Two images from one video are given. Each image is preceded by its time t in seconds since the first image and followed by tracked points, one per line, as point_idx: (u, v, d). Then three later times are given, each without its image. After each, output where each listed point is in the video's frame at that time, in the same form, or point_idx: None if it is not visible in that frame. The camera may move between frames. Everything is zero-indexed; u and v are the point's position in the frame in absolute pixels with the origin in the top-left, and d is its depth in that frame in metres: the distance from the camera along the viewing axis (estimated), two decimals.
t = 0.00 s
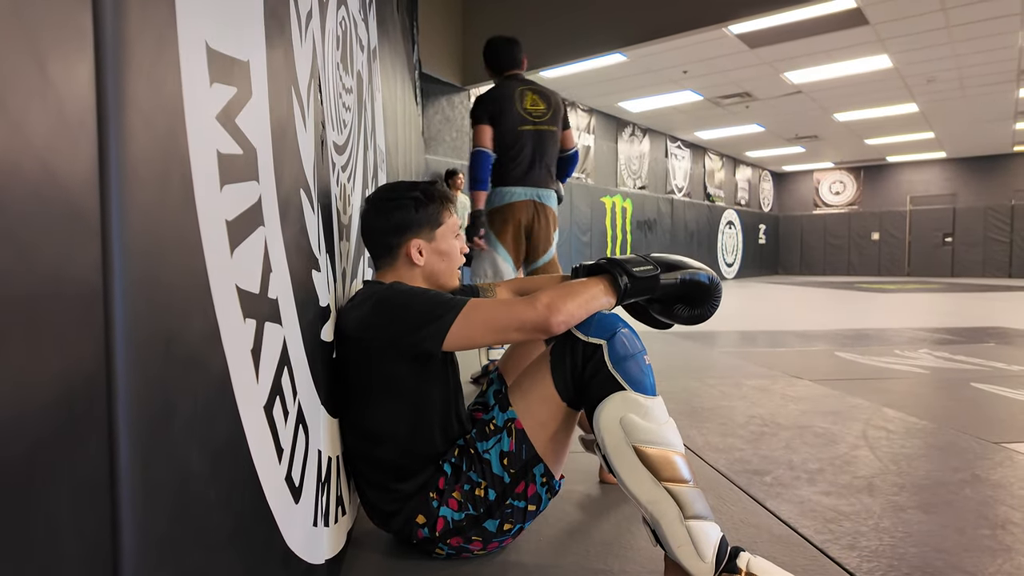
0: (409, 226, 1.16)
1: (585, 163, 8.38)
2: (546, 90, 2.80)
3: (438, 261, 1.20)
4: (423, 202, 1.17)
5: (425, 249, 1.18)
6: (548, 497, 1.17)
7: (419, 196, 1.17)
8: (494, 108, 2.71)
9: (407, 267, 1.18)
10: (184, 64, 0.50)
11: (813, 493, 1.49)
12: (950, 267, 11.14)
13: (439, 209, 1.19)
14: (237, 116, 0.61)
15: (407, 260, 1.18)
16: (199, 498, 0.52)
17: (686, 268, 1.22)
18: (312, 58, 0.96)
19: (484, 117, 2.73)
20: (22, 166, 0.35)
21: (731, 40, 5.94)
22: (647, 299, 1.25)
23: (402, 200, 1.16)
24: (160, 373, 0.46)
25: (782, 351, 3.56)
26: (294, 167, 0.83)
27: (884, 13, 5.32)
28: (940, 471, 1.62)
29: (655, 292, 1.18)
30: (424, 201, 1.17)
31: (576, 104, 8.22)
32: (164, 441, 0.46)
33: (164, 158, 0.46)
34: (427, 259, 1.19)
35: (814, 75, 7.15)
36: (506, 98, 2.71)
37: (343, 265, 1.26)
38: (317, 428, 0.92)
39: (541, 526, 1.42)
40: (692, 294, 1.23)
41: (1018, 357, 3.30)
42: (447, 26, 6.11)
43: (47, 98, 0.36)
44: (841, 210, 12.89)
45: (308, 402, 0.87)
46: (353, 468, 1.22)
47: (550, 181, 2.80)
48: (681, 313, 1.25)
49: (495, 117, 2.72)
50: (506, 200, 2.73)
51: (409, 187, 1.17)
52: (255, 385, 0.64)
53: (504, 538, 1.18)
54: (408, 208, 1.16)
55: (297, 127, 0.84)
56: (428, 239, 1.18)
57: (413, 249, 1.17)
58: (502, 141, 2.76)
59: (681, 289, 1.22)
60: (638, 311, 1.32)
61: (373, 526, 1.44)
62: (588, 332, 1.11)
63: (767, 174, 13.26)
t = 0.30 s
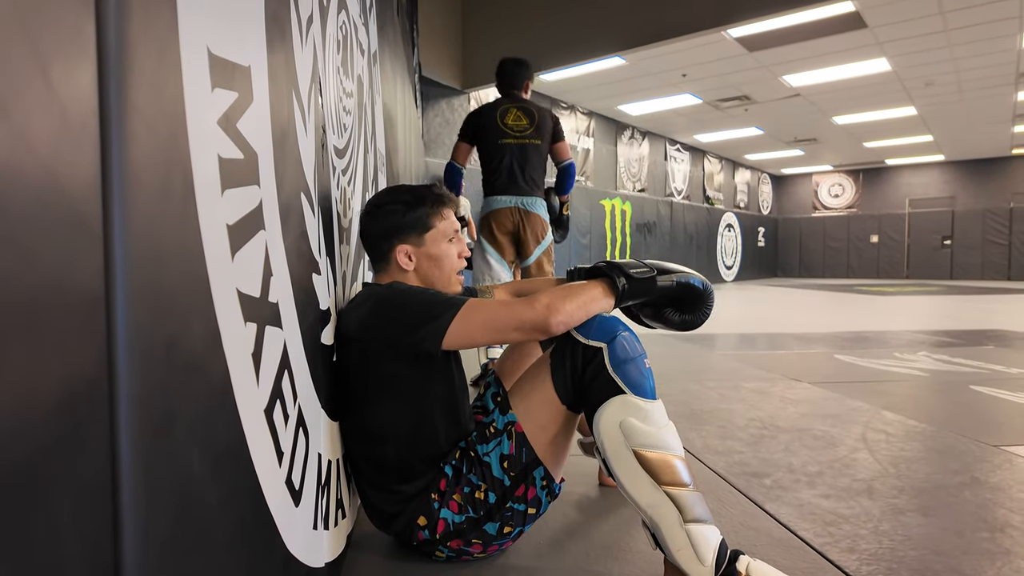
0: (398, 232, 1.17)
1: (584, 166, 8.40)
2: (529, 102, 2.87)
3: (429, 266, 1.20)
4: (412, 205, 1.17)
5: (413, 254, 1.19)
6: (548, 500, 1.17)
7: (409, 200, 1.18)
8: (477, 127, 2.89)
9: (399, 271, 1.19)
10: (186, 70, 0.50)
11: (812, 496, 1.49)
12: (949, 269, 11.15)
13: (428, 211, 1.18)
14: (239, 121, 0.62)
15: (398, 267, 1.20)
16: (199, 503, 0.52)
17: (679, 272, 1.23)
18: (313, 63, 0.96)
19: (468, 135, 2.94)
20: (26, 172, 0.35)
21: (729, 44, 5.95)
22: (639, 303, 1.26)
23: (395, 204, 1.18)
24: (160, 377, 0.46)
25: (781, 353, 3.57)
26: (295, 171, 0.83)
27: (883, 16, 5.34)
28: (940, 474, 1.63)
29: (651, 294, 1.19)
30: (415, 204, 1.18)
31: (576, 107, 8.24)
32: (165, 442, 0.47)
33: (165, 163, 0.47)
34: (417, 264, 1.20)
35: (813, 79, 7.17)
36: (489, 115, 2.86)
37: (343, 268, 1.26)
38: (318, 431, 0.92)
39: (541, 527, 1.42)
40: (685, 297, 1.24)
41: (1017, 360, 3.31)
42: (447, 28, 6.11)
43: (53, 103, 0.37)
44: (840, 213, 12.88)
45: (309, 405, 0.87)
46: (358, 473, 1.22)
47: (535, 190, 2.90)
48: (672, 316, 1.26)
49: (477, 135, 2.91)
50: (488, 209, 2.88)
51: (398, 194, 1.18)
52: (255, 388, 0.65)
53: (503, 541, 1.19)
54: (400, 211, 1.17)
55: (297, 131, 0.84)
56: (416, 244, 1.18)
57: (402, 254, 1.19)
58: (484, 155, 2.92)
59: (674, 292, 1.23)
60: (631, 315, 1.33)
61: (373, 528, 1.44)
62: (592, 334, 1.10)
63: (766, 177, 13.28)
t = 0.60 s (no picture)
0: (422, 232, 1.18)
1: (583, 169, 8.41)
2: (546, 120, 2.90)
3: (447, 264, 1.23)
4: (432, 207, 1.19)
5: (439, 254, 1.20)
6: (547, 503, 1.17)
7: (428, 202, 1.19)
8: (496, 145, 3.00)
9: (423, 270, 1.19)
10: (191, 74, 0.51)
11: (812, 498, 1.49)
12: (947, 273, 11.18)
13: (444, 215, 1.21)
14: (243, 123, 0.62)
15: (421, 264, 1.19)
16: (202, 504, 0.52)
17: (660, 259, 1.22)
18: (315, 66, 0.96)
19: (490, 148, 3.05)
20: (32, 177, 0.35)
21: (728, 48, 5.98)
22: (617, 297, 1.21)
23: (412, 205, 1.17)
24: (164, 378, 0.46)
25: (780, 356, 3.57)
26: (297, 173, 0.83)
27: (880, 21, 5.36)
28: (940, 476, 1.63)
29: (638, 290, 1.17)
30: (433, 206, 1.20)
31: (575, 110, 8.23)
32: (168, 444, 0.47)
33: (171, 163, 0.47)
34: (438, 264, 1.21)
35: (812, 83, 7.19)
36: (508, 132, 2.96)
37: (343, 271, 1.26)
38: (320, 433, 0.93)
39: (540, 529, 1.42)
40: (663, 285, 1.23)
41: (1016, 363, 3.32)
42: (447, 32, 6.13)
43: (59, 107, 0.37)
44: (839, 216, 12.89)
45: (310, 407, 0.87)
46: (358, 471, 1.22)
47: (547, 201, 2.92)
48: (653, 302, 1.24)
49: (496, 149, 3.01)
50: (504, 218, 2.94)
51: (416, 193, 1.18)
52: (258, 389, 0.65)
53: (503, 544, 1.19)
54: (418, 213, 1.17)
55: (300, 133, 0.84)
56: (441, 242, 1.20)
57: (430, 252, 1.19)
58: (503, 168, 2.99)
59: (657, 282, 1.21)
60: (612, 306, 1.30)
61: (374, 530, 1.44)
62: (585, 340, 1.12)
63: (765, 180, 13.28)
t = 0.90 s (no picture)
0: (436, 234, 1.20)
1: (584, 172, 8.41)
2: (547, 132, 2.97)
3: (455, 269, 1.25)
4: (442, 212, 1.22)
5: (450, 258, 1.22)
6: (546, 507, 1.17)
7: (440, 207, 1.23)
8: (504, 162, 3.10)
9: (435, 269, 1.20)
10: (192, 77, 0.51)
11: (813, 502, 1.49)
12: (948, 275, 11.15)
13: (453, 221, 1.24)
14: (245, 126, 0.62)
15: (434, 266, 1.21)
16: (203, 507, 0.52)
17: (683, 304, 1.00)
18: (316, 69, 0.96)
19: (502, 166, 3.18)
20: (36, 178, 0.35)
21: (729, 50, 5.98)
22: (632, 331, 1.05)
23: (424, 209, 1.19)
24: (167, 380, 0.46)
25: (782, 359, 3.57)
26: (298, 176, 0.83)
27: (881, 23, 5.36)
28: (942, 480, 1.62)
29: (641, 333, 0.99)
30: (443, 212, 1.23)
31: (575, 112, 8.21)
32: (169, 446, 0.46)
33: (173, 165, 0.47)
34: (450, 267, 1.23)
35: (813, 85, 7.19)
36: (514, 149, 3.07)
37: (344, 273, 1.25)
38: (320, 436, 0.93)
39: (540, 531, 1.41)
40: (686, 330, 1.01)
41: (1018, 366, 3.31)
42: (447, 33, 6.14)
43: (63, 108, 0.37)
44: (840, 219, 12.88)
45: (310, 410, 0.87)
46: (357, 476, 1.22)
47: (551, 205, 2.93)
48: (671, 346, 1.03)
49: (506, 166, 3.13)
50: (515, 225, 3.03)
51: (426, 198, 1.21)
52: (259, 393, 0.65)
53: (503, 548, 1.19)
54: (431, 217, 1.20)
55: (300, 136, 0.84)
56: (452, 246, 1.24)
57: (443, 254, 1.21)
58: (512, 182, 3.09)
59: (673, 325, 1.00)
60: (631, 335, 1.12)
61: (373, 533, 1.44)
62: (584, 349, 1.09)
63: (765, 183, 13.26)
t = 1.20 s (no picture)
0: (442, 234, 1.21)
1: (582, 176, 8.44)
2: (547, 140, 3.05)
3: (460, 269, 1.25)
4: (447, 213, 1.23)
5: (455, 257, 1.23)
6: (540, 508, 1.18)
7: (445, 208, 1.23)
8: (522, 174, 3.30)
9: (440, 268, 1.21)
10: (196, 82, 0.52)
11: (811, 503, 1.49)
12: (945, 279, 11.18)
13: (458, 222, 1.24)
14: (247, 131, 0.63)
15: (439, 265, 1.22)
16: (204, 506, 0.52)
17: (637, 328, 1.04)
18: (317, 74, 0.96)
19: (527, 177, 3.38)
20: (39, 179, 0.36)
21: (726, 56, 6.01)
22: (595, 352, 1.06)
23: (427, 211, 1.19)
24: (169, 379, 0.47)
25: (780, 362, 3.58)
26: (300, 180, 0.84)
27: (878, 29, 5.39)
28: (940, 481, 1.63)
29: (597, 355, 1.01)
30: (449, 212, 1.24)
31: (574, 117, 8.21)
32: (171, 445, 0.47)
33: (177, 168, 0.48)
34: (455, 266, 1.23)
35: (810, 90, 7.22)
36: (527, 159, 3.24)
37: (346, 276, 1.26)
38: (321, 440, 0.94)
39: (538, 537, 1.41)
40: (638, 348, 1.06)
41: (1015, 368, 3.32)
42: (447, 39, 6.17)
43: (67, 111, 0.38)
44: (837, 223, 12.92)
45: (311, 412, 0.87)
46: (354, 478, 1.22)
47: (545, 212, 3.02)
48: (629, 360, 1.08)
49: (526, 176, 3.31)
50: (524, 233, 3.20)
51: (432, 199, 1.22)
52: (261, 394, 0.65)
53: (501, 554, 1.21)
54: (433, 219, 1.20)
55: (302, 139, 0.85)
56: (457, 246, 1.24)
57: (448, 254, 1.22)
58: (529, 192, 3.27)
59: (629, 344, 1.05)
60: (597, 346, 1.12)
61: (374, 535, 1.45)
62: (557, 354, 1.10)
63: (762, 187, 13.27)
